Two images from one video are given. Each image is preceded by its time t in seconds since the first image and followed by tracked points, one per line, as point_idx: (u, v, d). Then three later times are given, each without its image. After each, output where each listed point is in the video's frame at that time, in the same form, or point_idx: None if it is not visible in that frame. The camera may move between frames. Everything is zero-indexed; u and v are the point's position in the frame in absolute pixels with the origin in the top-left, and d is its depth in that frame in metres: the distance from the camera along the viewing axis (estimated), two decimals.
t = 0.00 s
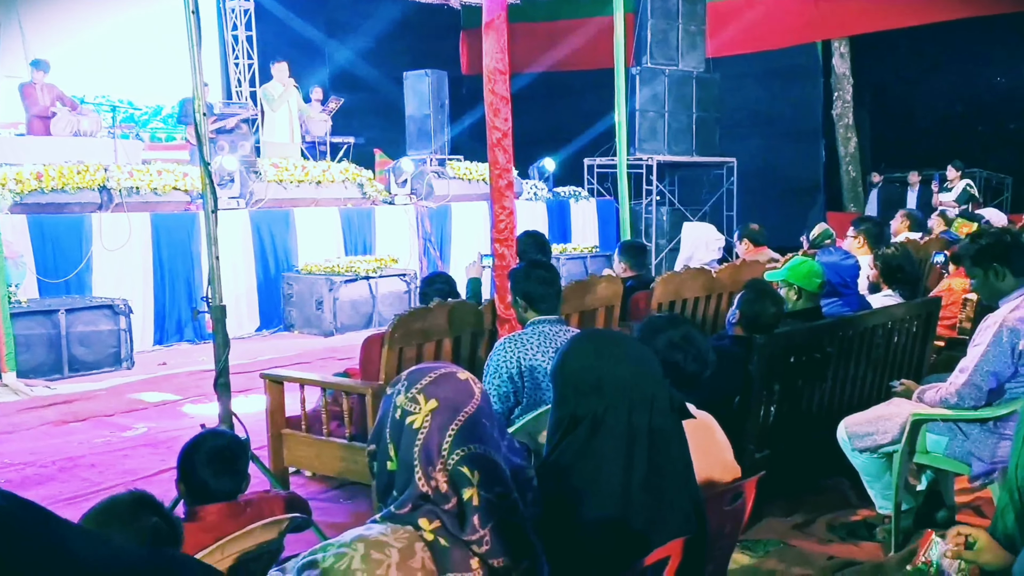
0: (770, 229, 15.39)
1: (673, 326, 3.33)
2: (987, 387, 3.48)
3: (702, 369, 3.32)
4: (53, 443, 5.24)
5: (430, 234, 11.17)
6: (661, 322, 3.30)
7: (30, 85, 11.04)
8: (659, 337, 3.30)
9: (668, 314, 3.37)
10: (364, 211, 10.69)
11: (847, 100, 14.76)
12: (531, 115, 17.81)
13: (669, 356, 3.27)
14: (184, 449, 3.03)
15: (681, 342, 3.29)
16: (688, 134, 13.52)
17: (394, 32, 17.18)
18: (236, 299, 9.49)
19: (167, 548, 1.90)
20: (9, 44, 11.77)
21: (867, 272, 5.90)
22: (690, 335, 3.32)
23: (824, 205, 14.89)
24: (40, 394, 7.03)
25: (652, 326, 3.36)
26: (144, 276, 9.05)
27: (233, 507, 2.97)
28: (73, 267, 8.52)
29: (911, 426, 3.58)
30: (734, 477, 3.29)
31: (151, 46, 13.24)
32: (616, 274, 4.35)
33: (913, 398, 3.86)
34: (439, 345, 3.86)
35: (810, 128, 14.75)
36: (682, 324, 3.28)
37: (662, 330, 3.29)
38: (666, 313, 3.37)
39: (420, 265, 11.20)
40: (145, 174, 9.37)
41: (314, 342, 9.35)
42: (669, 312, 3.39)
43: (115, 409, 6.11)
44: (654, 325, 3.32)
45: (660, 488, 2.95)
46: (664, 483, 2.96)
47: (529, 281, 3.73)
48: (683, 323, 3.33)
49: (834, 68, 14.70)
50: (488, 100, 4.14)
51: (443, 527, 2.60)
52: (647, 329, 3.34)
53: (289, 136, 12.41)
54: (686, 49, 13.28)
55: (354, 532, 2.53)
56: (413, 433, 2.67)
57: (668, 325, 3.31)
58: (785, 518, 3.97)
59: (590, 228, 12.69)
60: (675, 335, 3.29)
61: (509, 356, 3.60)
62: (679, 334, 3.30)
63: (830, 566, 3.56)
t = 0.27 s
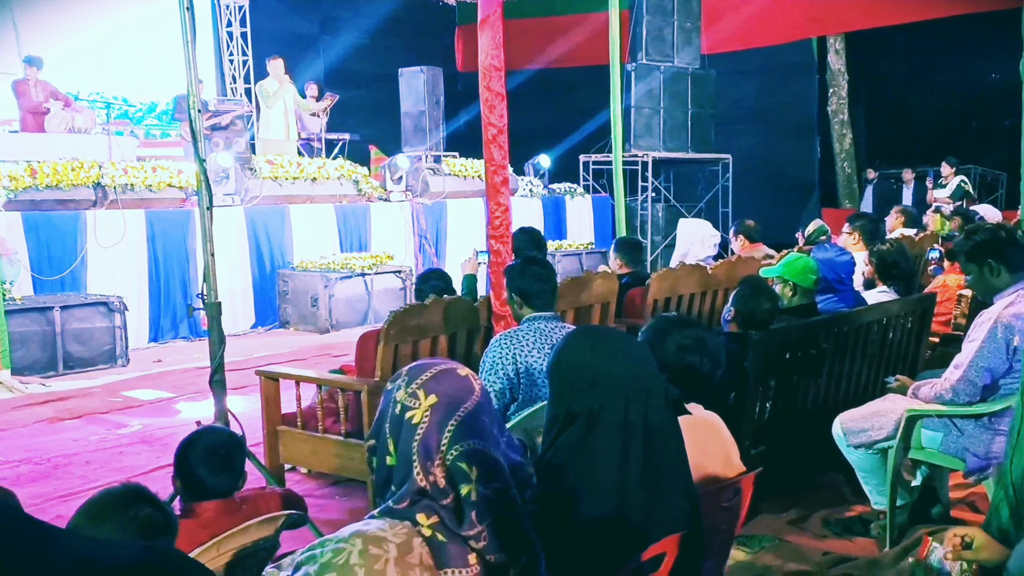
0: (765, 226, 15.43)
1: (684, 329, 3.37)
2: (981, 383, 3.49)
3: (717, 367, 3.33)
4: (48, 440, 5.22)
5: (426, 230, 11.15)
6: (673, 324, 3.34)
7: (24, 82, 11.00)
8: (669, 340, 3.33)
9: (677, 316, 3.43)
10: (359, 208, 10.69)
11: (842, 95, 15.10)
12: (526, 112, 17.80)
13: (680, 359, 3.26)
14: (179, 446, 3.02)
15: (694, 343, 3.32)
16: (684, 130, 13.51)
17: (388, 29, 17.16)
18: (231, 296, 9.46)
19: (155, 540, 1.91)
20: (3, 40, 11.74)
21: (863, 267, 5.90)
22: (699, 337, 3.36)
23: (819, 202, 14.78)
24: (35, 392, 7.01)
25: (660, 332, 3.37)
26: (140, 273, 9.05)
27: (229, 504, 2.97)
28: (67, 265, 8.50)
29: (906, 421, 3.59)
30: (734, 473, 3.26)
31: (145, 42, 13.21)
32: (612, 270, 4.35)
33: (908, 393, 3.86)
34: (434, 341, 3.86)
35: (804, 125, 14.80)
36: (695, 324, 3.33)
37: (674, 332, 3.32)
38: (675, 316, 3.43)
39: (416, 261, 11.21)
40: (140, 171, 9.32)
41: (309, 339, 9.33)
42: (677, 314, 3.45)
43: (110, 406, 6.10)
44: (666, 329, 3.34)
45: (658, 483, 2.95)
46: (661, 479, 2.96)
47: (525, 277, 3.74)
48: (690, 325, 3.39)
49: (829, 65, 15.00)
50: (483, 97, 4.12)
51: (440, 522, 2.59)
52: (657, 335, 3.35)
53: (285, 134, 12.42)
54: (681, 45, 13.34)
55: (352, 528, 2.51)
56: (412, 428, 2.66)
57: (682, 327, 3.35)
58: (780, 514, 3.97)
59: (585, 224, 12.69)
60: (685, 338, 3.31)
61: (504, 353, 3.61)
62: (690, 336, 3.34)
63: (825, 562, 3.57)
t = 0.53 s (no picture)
0: (758, 223, 15.47)
1: (683, 330, 3.36)
2: (973, 380, 3.50)
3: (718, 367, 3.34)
4: (40, 438, 5.22)
5: (419, 228, 11.21)
6: (672, 325, 3.32)
7: (15, 79, 10.97)
8: (668, 340, 3.31)
9: (674, 317, 3.42)
10: (353, 205, 10.69)
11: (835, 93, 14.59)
12: (520, 109, 17.80)
13: (681, 359, 3.25)
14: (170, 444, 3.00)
15: (696, 344, 3.31)
16: (677, 127, 13.64)
17: (381, 26, 17.13)
18: (224, 293, 9.42)
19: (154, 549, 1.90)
20: None
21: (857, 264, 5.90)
22: (698, 338, 3.35)
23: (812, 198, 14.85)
24: (27, 390, 6.99)
25: (658, 333, 3.35)
26: (133, 270, 9.02)
27: (222, 501, 2.98)
28: (59, 262, 8.47)
29: (899, 418, 3.59)
30: (727, 469, 3.28)
31: (137, 40, 13.17)
32: (605, 267, 4.35)
33: (900, 390, 3.87)
34: (427, 339, 3.87)
35: (797, 123, 14.81)
36: (695, 325, 3.32)
37: (674, 333, 3.30)
38: (673, 316, 3.42)
39: (410, 258, 11.20)
40: (133, 168, 9.30)
41: (302, 336, 9.31)
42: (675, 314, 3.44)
43: (103, 404, 6.09)
44: (666, 330, 3.33)
45: (649, 480, 2.97)
46: (652, 475, 2.97)
47: (518, 275, 3.74)
48: (687, 326, 3.39)
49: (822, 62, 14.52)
50: (476, 94, 4.13)
51: (431, 520, 2.60)
52: (656, 336, 3.32)
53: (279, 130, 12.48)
54: (675, 43, 13.40)
55: (344, 526, 2.53)
56: (403, 426, 2.68)
57: (682, 328, 3.33)
58: (773, 511, 3.98)
59: (579, 222, 12.70)
60: (685, 339, 3.31)
61: (497, 350, 3.61)
62: (689, 337, 3.33)
63: (817, 558, 3.58)
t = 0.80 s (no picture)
0: (740, 219, 15.57)
1: (662, 329, 3.44)
2: (952, 375, 3.56)
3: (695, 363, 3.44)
4: (18, 437, 5.18)
5: (403, 225, 11.21)
6: (652, 324, 3.39)
7: None
8: (648, 339, 3.37)
9: (654, 316, 3.49)
10: (336, 202, 10.67)
11: (817, 90, 14.31)
12: (504, 106, 17.82)
13: (661, 358, 3.31)
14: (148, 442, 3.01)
15: (673, 343, 3.38)
16: (661, 124, 13.70)
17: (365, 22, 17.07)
18: (206, 291, 9.37)
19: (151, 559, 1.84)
20: None
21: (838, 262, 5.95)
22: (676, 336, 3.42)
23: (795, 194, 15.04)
24: (6, 389, 6.93)
25: (637, 332, 3.42)
26: (113, 268, 8.99)
27: (202, 500, 2.96)
28: (38, 259, 8.40)
29: (880, 413, 3.62)
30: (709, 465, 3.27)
31: (117, 35, 13.07)
32: (588, 264, 4.37)
33: (881, 385, 3.91)
34: (410, 336, 3.87)
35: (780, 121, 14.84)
36: (673, 324, 3.38)
37: (653, 332, 3.36)
38: (652, 315, 3.49)
39: (393, 255, 11.21)
40: (112, 165, 9.23)
41: (284, 334, 9.27)
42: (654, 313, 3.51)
43: (83, 403, 6.05)
44: (645, 330, 3.39)
45: (629, 476, 2.97)
46: (632, 471, 2.98)
47: (501, 271, 3.74)
48: (666, 324, 3.45)
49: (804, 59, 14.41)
50: (458, 91, 4.12)
51: (410, 519, 2.60)
52: (635, 336, 3.38)
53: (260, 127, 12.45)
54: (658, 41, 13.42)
55: (322, 525, 2.52)
56: (382, 424, 2.68)
57: (661, 327, 3.40)
58: (755, 507, 4.00)
59: (563, 218, 12.72)
60: (664, 338, 3.36)
61: (479, 346, 3.62)
62: (668, 335, 3.39)
63: (797, 554, 3.62)
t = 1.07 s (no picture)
0: (717, 219, 15.69)
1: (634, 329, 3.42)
2: (925, 373, 3.60)
3: (668, 363, 3.42)
4: None
5: (381, 224, 11.25)
6: (622, 325, 3.37)
7: None
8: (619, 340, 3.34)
9: (626, 317, 3.47)
10: (313, 203, 10.65)
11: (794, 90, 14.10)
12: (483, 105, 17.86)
13: (633, 358, 3.28)
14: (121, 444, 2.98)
15: (642, 344, 3.32)
16: (639, 124, 13.57)
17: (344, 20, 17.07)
18: (182, 292, 9.28)
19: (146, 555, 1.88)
20: None
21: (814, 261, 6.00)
22: (647, 336, 3.39)
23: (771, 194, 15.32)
24: None
25: (609, 332, 3.41)
26: (86, 268, 8.93)
27: (175, 502, 2.93)
28: (11, 259, 8.30)
29: (855, 410, 3.66)
30: (680, 466, 3.30)
31: (91, 33, 12.98)
32: (566, 264, 4.38)
33: (856, 382, 3.95)
34: (387, 336, 3.86)
35: (758, 118, 15.04)
36: (644, 325, 3.35)
37: (625, 333, 3.33)
38: (625, 316, 3.47)
39: (371, 254, 11.22)
40: (84, 164, 9.22)
41: (262, 334, 9.23)
42: (625, 314, 3.50)
43: (56, 404, 6.01)
44: (616, 330, 3.37)
45: (604, 475, 2.97)
46: (608, 469, 2.98)
47: (477, 270, 3.73)
48: (638, 324, 3.43)
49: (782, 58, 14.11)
50: (434, 90, 4.11)
51: (384, 519, 2.59)
52: (606, 337, 3.37)
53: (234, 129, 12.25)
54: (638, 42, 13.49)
55: (296, 525, 2.42)
56: (356, 423, 2.67)
57: (632, 327, 3.38)
58: (733, 504, 4.02)
59: (541, 218, 12.73)
60: (635, 339, 3.32)
61: (456, 345, 3.62)
62: (639, 336, 3.36)
63: (773, 551, 3.65)
